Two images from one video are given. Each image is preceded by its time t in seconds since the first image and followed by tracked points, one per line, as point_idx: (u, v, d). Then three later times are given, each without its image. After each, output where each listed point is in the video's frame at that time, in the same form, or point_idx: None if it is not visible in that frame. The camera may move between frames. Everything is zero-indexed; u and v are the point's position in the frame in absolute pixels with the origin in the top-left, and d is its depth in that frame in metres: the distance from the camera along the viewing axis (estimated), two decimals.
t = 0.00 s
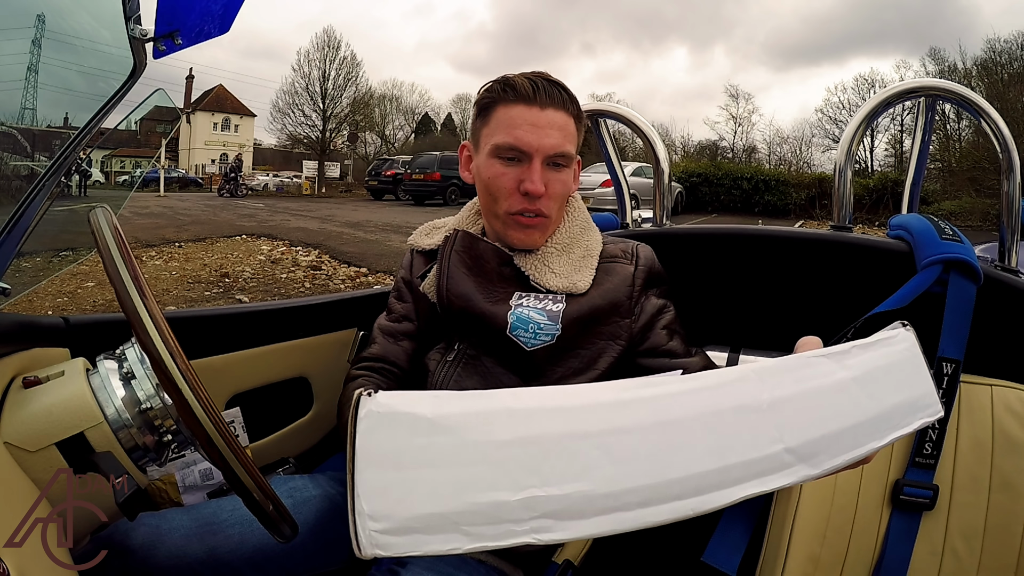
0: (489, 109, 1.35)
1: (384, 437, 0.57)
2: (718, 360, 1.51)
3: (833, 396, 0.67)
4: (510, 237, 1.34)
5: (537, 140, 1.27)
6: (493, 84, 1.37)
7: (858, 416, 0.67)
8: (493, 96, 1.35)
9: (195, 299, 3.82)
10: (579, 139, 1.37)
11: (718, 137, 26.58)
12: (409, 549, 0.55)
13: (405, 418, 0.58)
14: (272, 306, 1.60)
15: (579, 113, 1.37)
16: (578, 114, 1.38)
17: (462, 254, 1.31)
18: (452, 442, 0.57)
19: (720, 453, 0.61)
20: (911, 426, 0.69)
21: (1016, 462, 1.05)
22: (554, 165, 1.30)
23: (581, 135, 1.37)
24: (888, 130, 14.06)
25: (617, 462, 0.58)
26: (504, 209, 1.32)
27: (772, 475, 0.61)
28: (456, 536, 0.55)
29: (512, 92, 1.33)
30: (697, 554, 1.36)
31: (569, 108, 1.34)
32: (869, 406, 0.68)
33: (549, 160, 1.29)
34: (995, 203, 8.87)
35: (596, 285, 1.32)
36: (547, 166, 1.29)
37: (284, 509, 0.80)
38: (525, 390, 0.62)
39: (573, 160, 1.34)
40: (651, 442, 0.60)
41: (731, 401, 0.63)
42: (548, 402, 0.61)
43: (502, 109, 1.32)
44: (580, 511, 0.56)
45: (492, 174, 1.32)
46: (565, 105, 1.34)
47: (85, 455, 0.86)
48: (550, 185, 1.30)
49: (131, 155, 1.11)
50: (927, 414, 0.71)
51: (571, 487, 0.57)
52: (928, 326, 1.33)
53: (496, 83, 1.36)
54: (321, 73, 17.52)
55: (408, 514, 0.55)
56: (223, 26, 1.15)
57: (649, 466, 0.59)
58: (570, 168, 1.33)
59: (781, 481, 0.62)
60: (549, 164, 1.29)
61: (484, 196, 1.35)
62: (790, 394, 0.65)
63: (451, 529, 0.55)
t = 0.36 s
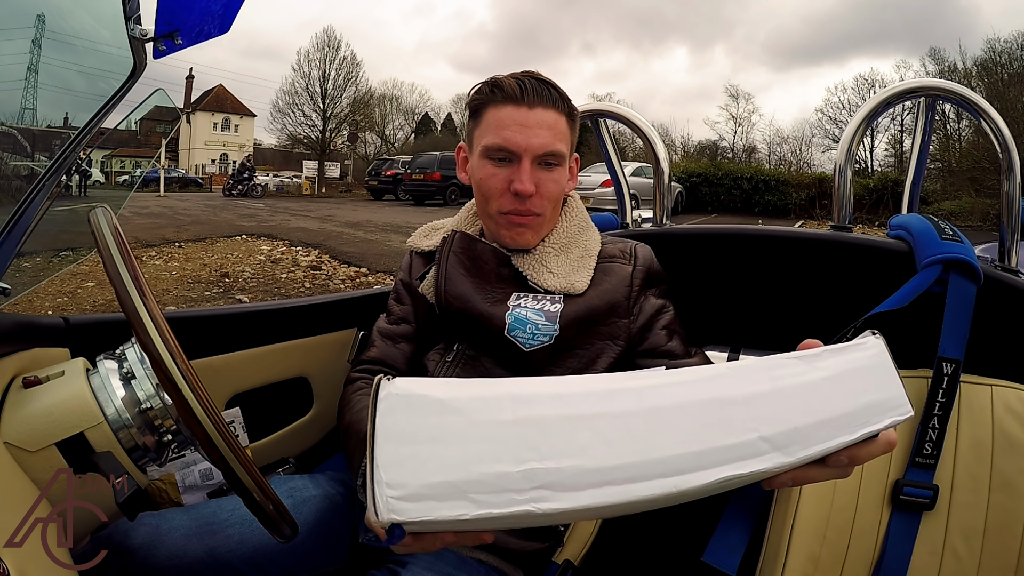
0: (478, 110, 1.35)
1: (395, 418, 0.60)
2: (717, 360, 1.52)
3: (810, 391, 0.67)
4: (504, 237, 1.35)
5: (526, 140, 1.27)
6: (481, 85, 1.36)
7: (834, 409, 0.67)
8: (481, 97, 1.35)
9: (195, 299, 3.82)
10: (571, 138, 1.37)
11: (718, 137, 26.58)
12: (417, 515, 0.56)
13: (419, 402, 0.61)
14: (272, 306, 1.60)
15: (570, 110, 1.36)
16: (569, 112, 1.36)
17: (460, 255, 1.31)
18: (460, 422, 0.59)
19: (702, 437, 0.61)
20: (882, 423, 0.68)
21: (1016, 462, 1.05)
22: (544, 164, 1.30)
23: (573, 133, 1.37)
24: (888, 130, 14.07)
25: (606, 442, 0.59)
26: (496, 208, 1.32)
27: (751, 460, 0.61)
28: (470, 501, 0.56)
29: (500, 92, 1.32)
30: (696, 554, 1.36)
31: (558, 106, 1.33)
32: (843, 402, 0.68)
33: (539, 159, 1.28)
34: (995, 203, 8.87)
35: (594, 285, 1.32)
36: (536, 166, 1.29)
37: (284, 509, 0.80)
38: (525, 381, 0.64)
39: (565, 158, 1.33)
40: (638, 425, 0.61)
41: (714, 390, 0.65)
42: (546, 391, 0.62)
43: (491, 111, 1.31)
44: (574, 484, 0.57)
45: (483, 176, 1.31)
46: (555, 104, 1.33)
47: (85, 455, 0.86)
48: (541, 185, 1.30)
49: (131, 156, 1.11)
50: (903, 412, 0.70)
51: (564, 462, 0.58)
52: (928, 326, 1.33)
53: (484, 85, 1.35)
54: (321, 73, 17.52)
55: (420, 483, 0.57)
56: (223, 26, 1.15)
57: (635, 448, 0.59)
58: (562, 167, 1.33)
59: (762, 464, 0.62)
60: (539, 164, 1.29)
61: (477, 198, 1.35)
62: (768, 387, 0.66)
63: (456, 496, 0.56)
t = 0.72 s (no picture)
0: (473, 112, 1.34)
1: (402, 475, 0.51)
2: (717, 360, 1.52)
3: (818, 415, 0.60)
4: (496, 239, 1.34)
5: (517, 141, 1.26)
6: (477, 86, 1.36)
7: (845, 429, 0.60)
8: (476, 98, 1.34)
9: (195, 299, 3.83)
10: (567, 139, 1.35)
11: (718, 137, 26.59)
12: None
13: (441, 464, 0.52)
14: (272, 306, 1.60)
15: (566, 110, 1.34)
16: (565, 112, 1.34)
17: (457, 257, 1.32)
18: (469, 476, 0.51)
19: (715, 470, 0.54)
20: (896, 440, 0.62)
21: (1016, 462, 1.05)
22: (537, 166, 1.28)
23: (570, 133, 1.35)
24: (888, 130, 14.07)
25: (616, 486, 0.52)
26: (488, 210, 1.31)
27: (764, 495, 0.55)
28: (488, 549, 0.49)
29: (494, 93, 1.31)
30: (696, 554, 1.36)
31: (553, 106, 1.32)
32: (852, 422, 0.61)
33: (531, 160, 1.27)
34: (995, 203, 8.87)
35: (592, 286, 1.32)
36: (528, 167, 1.28)
37: (284, 509, 0.80)
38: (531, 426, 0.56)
39: (560, 159, 1.32)
40: (650, 466, 0.54)
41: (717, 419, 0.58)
42: (553, 435, 0.55)
43: (484, 112, 1.31)
44: (587, 533, 0.50)
45: (477, 178, 1.31)
46: (550, 104, 1.31)
47: (85, 455, 0.86)
48: (534, 187, 1.28)
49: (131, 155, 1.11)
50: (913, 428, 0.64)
51: (578, 510, 0.51)
52: (928, 326, 1.33)
53: (479, 86, 1.35)
54: (321, 73, 17.54)
55: (432, 541, 0.49)
56: (223, 25, 1.15)
57: (649, 489, 0.53)
58: (557, 168, 1.31)
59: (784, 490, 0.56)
60: (532, 165, 1.28)
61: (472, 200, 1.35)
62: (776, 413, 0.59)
63: (472, 554, 0.49)
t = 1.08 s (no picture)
0: (463, 113, 1.36)
1: (419, 434, 0.65)
2: (717, 360, 1.52)
3: (829, 418, 0.69)
4: (492, 239, 1.35)
5: (505, 140, 1.28)
6: (463, 89, 1.37)
7: (853, 435, 0.69)
8: (465, 100, 1.36)
9: (195, 299, 3.83)
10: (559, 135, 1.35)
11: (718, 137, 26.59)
12: (438, 529, 0.62)
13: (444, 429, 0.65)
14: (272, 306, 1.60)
15: (556, 106, 1.34)
16: (555, 108, 1.35)
17: (455, 257, 1.33)
18: (480, 442, 0.64)
19: (719, 461, 0.64)
20: (901, 451, 0.69)
21: (1017, 462, 1.05)
22: (527, 163, 1.30)
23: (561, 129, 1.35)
24: (888, 131, 14.08)
25: (628, 466, 0.64)
26: (482, 210, 1.32)
27: (765, 485, 0.64)
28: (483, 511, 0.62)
29: (481, 94, 1.32)
30: (696, 554, 1.36)
31: (541, 103, 1.32)
32: (859, 431, 0.69)
33: (521, 158, 1.29)
34: (995, 203, 8.87)
35: (590, 285, 1.32)
36: (518, 165, 1.29)
37: (284, 509, 0.80)
38: (549, 406, 0.68)
39: (551, 156, 1.32)
40: (657, 451, 0.64)
41: (730, 413, 0.68)
42: (575, 415, 0.67)
43: (473, 112, 1.32)
44: (591, 505, 0.62)
45: (469, 179, 1.33)
46: (537, 101, 1.32)
47: (84, 455, 0.86)
48: (525, 184, 1.30)
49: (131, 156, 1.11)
50: (922, 441, 0.71)
51: (585, 484, 0.62)
52: (928, 326, 1.33)
53: (467, 88, 1.36)
54: (321, 73, 17.54)
55: (441, 499, 0.62)
56: (223, 26, 1.15)
57: (656, 471, 0.63)
58: (549, 165, 1.32)
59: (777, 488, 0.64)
60: (522, 163, 1.29)
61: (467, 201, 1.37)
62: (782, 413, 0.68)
63: (476, 513, 0.62)
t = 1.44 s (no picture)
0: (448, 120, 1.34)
1: (312, 418, 0.90)
2: (717, 360, 1.52)
3: (579, 522, 0.71)
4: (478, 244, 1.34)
5: (477, 146, 1.25)
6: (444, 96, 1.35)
7: (568, 533, 0.71)
8: (447, 108, 1.34)
9: (195, 299, 3.83)
10: (540, 135, 1.30)
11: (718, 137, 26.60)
12: (311, 471, 0.89)
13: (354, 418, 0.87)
14: (272, 306, 1.60)
15: (533, 105, 1.29)
16: (532, 107, 1.29)
17: (452, 258, 1.38)
18: (359, 424, 0.86)
19: (501, 516, 0.74)
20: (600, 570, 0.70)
21: (1015, 462, 1.06)
22: (502, 168, 1.26)
23: (542, 128, 1.30)
24: (888, 131, 14.08)
25: (439, 497, 0.77)
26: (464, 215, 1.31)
27: (485, 537, 0.75)
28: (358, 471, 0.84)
29: (455, 100, 1.30)
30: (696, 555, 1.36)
31: (516, 103, 1.27)
32: (606, 542, 0.70)
33: (495, 163, 1.25)
34: (995, 203, 8.87)
35: (585, 285, 1.32)
36: (492, 170, 1.25)
37: (284, 509, 0.80)
38: (410, 438, 0.81)
39: (529, 158, 1.27)
40: (463, 495, 0.76)
41: (534, 479, 0.73)
42: (428, 464, 0.79)
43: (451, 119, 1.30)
44: (378, 491, 0.82)
45: (452, 187, 1.32)
46: (512, 102, 1.27)
47: (85, 454, 0.86)
48: (500, 189, 1.26)
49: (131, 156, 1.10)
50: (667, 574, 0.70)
51: (389, 488, 0.81)
52: (928, 326, 1.33)
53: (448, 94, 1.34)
54: (321, 73, 17.55)
55: (312, 451, 0.90)
56: (223, 26, 1.15)
57: (463, 504, 0.76)
58: (526, 167, 1.27)
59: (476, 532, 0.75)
60: (496, 168, 1.26)
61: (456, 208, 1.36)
62: (561, 500, 0.72)
63: (328, 468, 0.87)
